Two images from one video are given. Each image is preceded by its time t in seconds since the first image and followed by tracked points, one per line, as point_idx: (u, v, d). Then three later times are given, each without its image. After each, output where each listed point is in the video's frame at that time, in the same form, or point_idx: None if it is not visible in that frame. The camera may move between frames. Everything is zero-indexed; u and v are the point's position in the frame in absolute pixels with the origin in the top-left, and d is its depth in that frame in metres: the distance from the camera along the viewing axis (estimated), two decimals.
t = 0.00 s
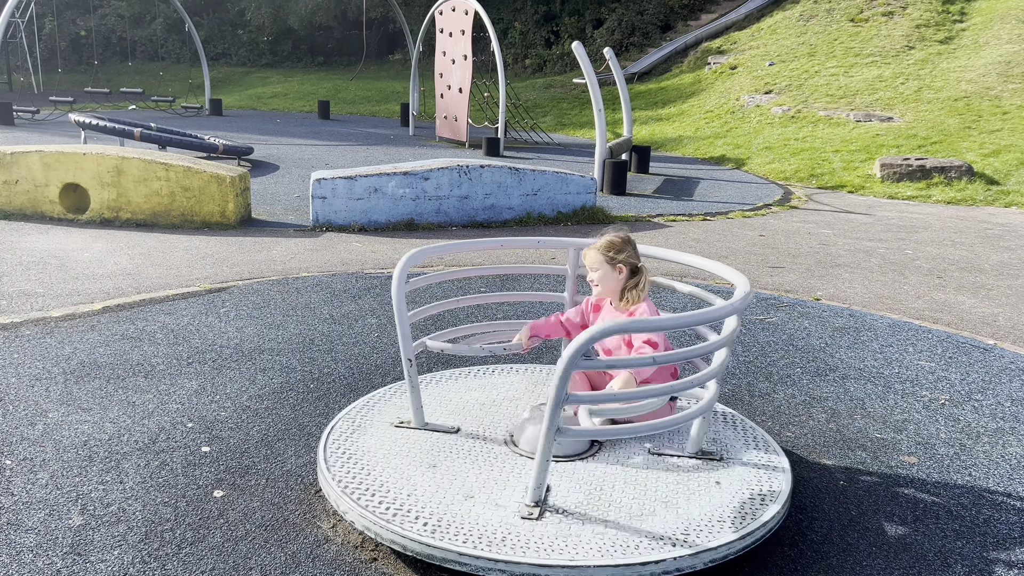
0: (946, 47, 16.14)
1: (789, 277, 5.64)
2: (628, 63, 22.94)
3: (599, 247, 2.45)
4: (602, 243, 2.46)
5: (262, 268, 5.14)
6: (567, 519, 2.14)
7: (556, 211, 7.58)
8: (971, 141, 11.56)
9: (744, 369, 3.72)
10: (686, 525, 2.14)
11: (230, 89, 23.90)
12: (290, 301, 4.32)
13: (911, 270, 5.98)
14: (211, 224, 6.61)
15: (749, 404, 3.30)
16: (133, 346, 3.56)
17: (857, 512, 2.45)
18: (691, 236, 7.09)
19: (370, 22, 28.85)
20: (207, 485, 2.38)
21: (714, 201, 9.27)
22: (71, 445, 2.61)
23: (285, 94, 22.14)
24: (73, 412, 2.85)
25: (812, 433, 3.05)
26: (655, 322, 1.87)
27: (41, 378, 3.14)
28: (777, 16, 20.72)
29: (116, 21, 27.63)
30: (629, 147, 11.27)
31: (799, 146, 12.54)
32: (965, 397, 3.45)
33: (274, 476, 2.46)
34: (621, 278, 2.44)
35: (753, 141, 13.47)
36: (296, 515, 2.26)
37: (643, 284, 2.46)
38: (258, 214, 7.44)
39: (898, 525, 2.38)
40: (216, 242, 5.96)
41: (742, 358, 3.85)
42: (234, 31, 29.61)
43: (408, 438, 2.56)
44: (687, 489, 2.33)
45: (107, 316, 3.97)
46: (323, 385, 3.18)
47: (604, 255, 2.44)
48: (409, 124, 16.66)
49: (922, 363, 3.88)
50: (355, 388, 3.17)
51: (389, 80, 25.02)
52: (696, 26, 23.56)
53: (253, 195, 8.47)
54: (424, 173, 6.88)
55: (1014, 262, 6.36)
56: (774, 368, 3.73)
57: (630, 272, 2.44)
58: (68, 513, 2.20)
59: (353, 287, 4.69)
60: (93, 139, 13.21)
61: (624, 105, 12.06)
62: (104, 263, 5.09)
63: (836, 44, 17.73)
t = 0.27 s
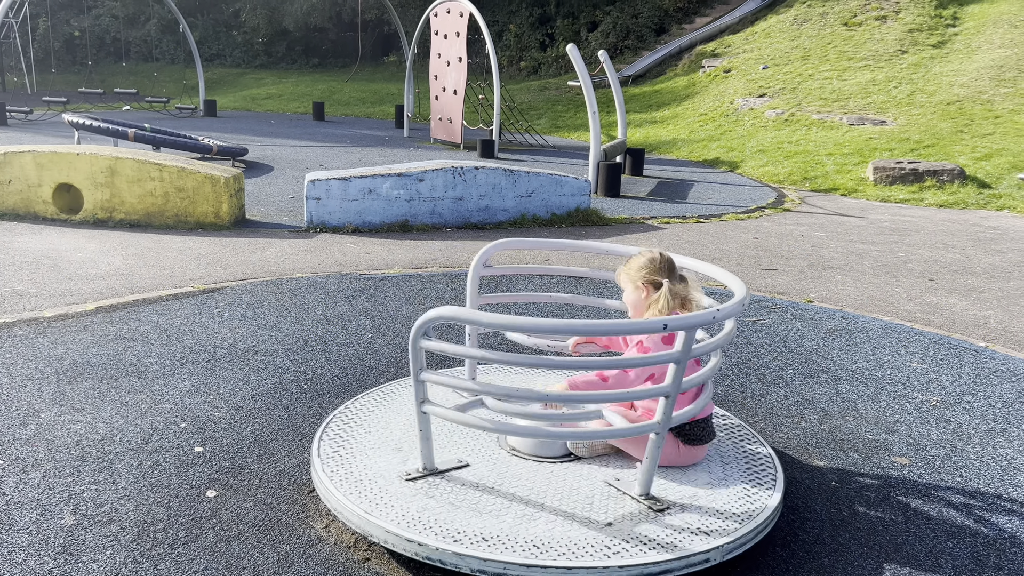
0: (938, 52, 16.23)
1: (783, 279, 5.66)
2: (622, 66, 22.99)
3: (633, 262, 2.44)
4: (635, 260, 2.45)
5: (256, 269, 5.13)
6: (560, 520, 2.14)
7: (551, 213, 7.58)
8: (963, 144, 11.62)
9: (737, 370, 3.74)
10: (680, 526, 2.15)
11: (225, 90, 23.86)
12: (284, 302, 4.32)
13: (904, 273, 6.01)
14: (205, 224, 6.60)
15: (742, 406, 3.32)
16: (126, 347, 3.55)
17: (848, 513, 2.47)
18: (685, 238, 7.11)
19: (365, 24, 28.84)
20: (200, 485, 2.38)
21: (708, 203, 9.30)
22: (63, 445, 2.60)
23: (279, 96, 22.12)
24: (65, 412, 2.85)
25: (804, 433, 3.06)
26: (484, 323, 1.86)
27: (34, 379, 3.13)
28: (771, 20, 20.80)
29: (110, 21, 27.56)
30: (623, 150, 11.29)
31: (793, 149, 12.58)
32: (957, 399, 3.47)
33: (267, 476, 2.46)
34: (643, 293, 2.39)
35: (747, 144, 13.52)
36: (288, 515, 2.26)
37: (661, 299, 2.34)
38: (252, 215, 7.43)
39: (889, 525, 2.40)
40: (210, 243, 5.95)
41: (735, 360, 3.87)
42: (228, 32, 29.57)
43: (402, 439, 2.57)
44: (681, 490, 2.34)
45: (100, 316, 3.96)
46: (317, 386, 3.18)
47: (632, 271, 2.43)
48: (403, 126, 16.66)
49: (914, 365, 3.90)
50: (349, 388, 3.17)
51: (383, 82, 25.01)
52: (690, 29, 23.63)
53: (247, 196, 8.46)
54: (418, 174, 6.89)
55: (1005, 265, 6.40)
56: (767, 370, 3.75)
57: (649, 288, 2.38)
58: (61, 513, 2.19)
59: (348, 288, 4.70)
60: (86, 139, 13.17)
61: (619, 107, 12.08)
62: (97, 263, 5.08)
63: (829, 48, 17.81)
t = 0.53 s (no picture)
0: (932, 56, 16.31)
1: (776, 282, 5.68)
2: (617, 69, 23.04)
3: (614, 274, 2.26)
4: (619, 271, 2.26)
5: (250, 269, 5.13)
6: (553, 522, 2.14)
7: (545, 215, 7.59)
8: (956, 148, 11.68)
9: (730, 373, 3.74)
10: (673, 529, 2.15)
11: (219, 90, 23.82)
12: (278, 303, 4.31)
13: (897, 276, 6.04)
14: (199, 225, 6.59)
15: (735, 408, 3.32)
16: (119, 347, 3.54)
17: (841, 515, 2.48)
18: (679, 240, 7.13)
19: (360, 25, 28.83)
20: (193, 486, 2.37)
21: (702, 206, 9.32)
22: (55, 446, 2.59)
23: (274, 97, 22.09)
24: (57, 413, 2.84)
25: (797, 436, 3.07)
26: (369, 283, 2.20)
27: (26, 379, 3.12)
28: (765, 23, 20.88)
29: (104, 21, 27.48)
30: (618, 152, 11.31)
31: (787, 152, 12.62)
32: (949, 402, 3.48)
33: (260, 477, 2.46)
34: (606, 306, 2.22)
35: (741, 147, 13.56)
36: (282, 516, 2.25)
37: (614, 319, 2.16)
38: (246, 216, 7.42)
39: (881, 527, 2.41)
40: (204, 243, 5.93)
41: (729, 362, 3.88)
42: (223, 33, 29.52)
43: (396, 441, 2.57)
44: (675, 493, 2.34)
45: (93, 316, 3.95)
46: (311, 387, 3.18)
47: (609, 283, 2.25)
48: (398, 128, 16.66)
49: (906, 367, 3.92)
50: (342, 390, 3.17)
51: (378, 83, 25.00)
52: (685, 32, 23.70)
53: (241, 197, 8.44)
54: (413, 176, 6.89)
55: (998, 269, 6.43)
56: (761, 372, 3.76)
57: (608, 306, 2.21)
58: (53, 514, 2.19)
59: (342, 289, 4.69)
60: (79, 139, 13.13)
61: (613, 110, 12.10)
62: (90, 263, 5.06)
63: (824, 52, 17.89)
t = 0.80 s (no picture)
0: (928, 60, 16.37)
1: (773, 284, 5.68)
2: (614, 71, 23.08)
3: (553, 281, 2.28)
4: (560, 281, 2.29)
5: (247, 269, 5.12)
6: (552, 523, 2.15)
7: (542, 217, 7.59)
8: (952, 152, 11.71)
9: (727, 374, 3.75)
10: (670, 531, 2.15)
11: (216, 91, 23.81)
12: (274, 303, 4.31)
13: (893, 279, 6.06)
14: (196, 225, 6.59)
15: (732, 410, 3.33)
16: (115, 347, 3.53)
17: (838, 516, 2.48)
18: (676, 243, 7.14)
19: (358, 26, 28.85)
20: (190, 486, 2.37)
21: (699, 209, 9.34)
22: (51, 445, 2.58)
23: (271, 98, 22.08)
24: (53, 412, 2.83)
25: (794, 437, 3.08)
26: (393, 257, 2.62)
27: (22, 379, 3.11)
28: (762, 26, 20.93)
29: (101, 21, 27.45)
30: (615, 154, 11.33)
31: (783, 155, 12.66)
32: (945, 404, 3.49)
33: (257, 477, 2.45)
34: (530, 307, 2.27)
35: (738, 150, 13.59)
36: (279, 516, 2.25)
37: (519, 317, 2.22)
38: (243, 217, 7.41)
39: (878, 529, 2.41)
40: (201, 243, 5.92)
41: (725, 364, 3.88)
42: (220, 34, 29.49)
43: (392, 442, 2.56)
44: (670, 496, 2.34)
45: (89, 316, 3.94)
46: (308, 387, 3.17)
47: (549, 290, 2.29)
48: (395, 130, 16.66)
49: (903, 370, 3.93)
50: (339, 391, 3.17)
51: (376, 85, 24.99)
52: (682, 36, 23.75)
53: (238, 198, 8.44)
54: (410, 177, 6.90)
55: (993, 272, 6.45)
56: (757, 374, 3.77)
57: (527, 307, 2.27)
58: (48, 513, 2.18)
59: (339, 290, 4.69)
60: (76, 139, 13.11)
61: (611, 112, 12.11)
62: (87, 263, 5.06)
63: (820, 56, 17.94)
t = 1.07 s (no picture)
0: (927, 64, 16.41)
1: (772, 288, 5.69)
2: (614, 74, 23.12)
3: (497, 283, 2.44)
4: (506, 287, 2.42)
5: (246, 272, 5.12)
6: (552, 528, 2.14)
7: (541, 219, 7.60)
8: (951, 156, 11.74)
9: (726, 378, 3.75)
10: (669, 535, 2.15)
11: (216, 93, 23.80)
12: (274, 305, 4.31)
13: (892, 282, 6.07)
14: (195, 227, 6.58)
15: (731, 413, 3.33)
16: (114, 349, 3.52)
17: (838, 520, 2.48)
18: (675, 246, 7.14)
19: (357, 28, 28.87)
20: (189, 489, 2.36)
21: (698, 212, 9.35)
22: (49, 447, 2.58)
23: (270, 100, 22.07)
24: (52, 415, 2.82)
25: (794, 441, 3.08)
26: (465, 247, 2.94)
27: (20, 381, 3.10)
28: (761, 30, 20.96)
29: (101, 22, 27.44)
30: (614, 157, 11.33)
31: (783, 158, 12.68)
32: (944, 408, 3.50)
33: (256, 480, 2.45)
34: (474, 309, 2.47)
35: (737, 154, 13.61)
36: (278, 519, 2.24)
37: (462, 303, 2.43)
38: (242, 219, 7.41)
39: (878, 534, 2.41)
40: (201, 245, 5.92)
41: (725, 368, 3.89)
42: (219, 35, 29.50)
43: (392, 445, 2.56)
44: (669, 499, 2.34)
45: (89, 318, 3.93)
46: (307, 390, 3.17)
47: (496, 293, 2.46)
48: (394, 132, 16.67)
49: (902, 374, 3.93)
50: (338, 393, 3.17)
51: (375, 86, 25.00)
52: (681, 39, 23.78)
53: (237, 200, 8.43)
54: (410, 179, 6.89)
55: (992, 276, 6.47)
56: (756, 378, 3.77)
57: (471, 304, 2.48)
58: (46, 516, 2.17)
59: (338, 292, 4.69)
60: (74, 140, 13.10)
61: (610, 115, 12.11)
62: (85, 264, 5.05)
63: (819, 59, 17.98)
